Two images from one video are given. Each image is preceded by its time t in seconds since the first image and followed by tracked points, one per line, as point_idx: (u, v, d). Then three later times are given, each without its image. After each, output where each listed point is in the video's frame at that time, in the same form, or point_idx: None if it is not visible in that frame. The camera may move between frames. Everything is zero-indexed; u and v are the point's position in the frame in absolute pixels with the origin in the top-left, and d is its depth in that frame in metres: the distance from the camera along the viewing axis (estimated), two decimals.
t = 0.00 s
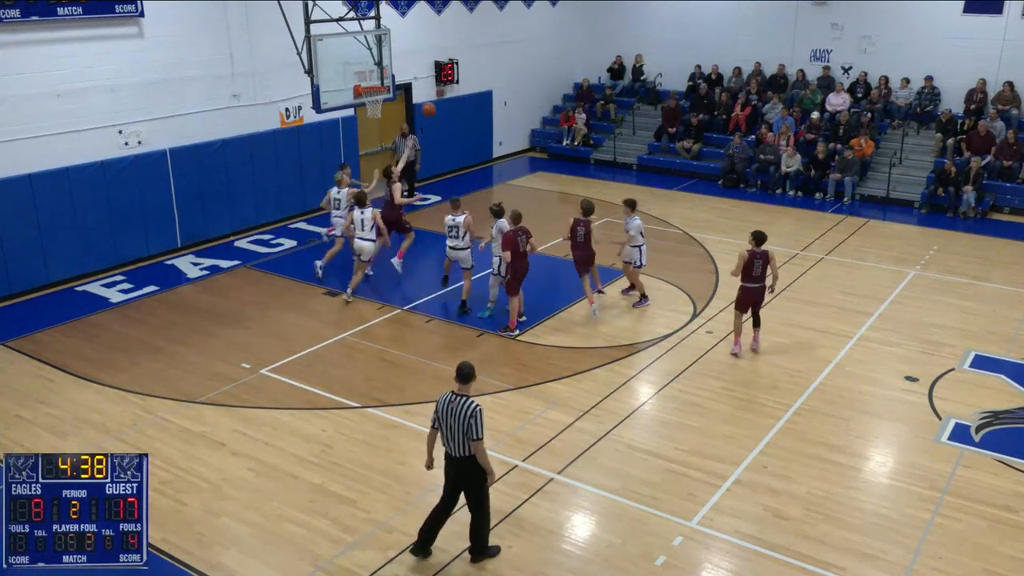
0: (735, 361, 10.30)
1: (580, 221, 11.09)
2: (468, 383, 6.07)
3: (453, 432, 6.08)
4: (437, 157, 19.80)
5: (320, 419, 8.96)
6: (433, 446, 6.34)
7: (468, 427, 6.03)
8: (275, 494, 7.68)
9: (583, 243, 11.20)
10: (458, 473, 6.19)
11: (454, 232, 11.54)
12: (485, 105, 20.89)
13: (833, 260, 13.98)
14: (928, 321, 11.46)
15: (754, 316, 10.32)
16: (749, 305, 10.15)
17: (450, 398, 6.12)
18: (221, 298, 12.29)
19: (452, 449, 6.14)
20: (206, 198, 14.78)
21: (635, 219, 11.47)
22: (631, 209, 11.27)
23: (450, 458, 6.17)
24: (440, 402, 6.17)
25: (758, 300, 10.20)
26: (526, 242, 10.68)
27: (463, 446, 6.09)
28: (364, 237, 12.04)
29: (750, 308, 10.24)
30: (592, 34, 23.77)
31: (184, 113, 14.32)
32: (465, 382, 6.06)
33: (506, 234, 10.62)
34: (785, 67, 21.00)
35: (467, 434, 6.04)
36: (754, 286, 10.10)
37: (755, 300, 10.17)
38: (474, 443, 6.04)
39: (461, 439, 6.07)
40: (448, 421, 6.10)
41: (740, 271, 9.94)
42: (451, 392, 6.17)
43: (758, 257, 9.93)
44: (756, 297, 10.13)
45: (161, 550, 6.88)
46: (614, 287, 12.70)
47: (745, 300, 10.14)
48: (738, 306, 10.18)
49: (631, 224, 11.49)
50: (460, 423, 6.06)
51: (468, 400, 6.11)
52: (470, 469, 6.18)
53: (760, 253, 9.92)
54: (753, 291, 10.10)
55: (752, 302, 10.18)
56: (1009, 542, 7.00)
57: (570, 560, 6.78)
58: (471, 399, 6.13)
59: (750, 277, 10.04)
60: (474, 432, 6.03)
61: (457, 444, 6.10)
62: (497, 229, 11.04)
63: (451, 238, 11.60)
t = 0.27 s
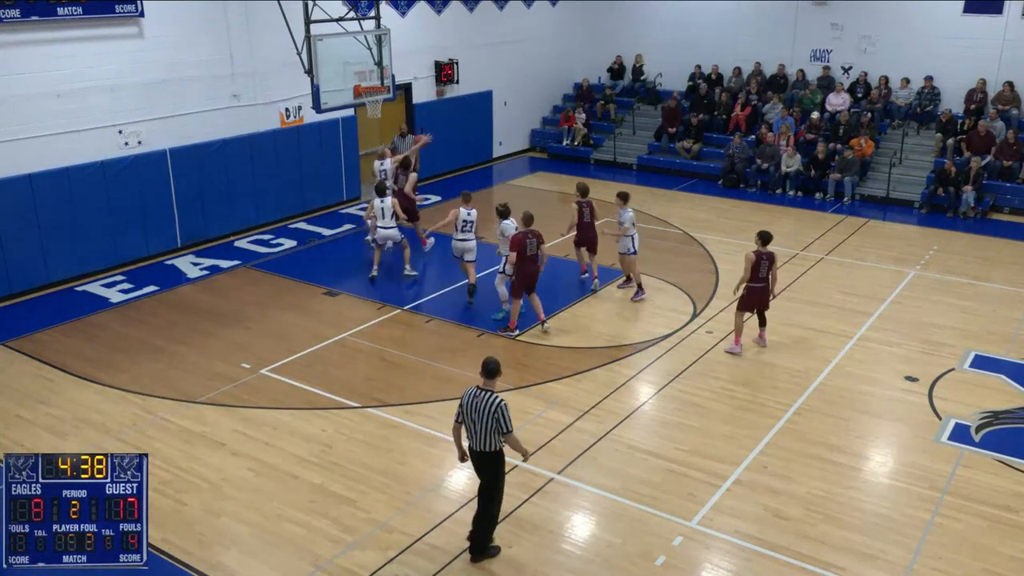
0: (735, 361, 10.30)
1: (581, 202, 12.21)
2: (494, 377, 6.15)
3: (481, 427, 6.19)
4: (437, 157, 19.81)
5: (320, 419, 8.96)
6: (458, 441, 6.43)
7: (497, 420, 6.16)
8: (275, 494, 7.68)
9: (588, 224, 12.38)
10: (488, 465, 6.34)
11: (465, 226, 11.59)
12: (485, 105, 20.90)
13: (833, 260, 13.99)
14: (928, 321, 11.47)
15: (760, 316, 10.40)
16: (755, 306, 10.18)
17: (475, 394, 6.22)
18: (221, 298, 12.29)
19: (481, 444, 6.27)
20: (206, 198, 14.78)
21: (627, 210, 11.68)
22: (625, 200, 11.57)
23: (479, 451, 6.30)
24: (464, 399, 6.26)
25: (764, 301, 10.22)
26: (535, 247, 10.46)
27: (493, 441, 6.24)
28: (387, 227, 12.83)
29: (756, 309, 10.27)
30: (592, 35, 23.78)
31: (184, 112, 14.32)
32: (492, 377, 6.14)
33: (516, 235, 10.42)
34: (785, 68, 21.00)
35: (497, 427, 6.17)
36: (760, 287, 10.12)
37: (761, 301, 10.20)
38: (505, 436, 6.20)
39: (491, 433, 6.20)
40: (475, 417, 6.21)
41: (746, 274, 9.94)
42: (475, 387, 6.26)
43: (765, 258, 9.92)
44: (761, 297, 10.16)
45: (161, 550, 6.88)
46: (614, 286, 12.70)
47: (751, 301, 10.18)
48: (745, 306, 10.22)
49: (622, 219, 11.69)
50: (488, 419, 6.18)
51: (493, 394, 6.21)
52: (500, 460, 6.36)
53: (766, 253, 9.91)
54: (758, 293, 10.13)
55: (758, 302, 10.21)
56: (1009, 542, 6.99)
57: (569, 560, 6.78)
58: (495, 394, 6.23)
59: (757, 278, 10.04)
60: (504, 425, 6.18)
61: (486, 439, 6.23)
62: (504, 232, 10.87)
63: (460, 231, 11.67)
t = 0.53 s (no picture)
0: (735, 361, 10.30)
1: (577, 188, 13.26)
2: (518, 374, 6.32)
3: (504, 422, 6.31)
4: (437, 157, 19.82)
5: (320, 419, 8.96)
6: (483, 437, 6.54)
7: (519, 416, 6.27)
8: (275, 494, 7.68)
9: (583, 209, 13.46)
10: (511, 463, 6.42)
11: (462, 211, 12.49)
12: (485, 106, 20.90)
13: (833, 260, 13.99)
14: (929, 321, 11.46)
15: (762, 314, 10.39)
16: (758, 304, 10.18)
17: (499, 390, 6.35)
18: (221, 298, 12.29)
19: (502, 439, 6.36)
20: (206, 198, 14.78)
21: (620, 203, 12.11)
22: (617, 192, 11.94)
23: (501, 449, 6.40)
24: (489, 395, 6.38)
25: (768, 300, 10.22)
26: (551, 248, 10.42)
27: (515, 437, 6.34)
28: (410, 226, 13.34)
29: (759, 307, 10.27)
30: (592, 35, 23.78)
31: (184, 112, 14.32)
32: (516, 373, 6.30)
33: (533, 235, 10.44)
34: (785, 68, 21.00)
35: (519, 423, 6.29)
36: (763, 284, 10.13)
37: (765, 299, 10.20)
38: (525, 432, 6.30)
39: (513, 429, 6.31)
40: (498, 412, 6.32)
41: (751, 271, 9.93)
42: (501, 384, 6.39)
43: (768, 256, 9.94)
44: (763, 295, 10.16)
45: (161, 550, 6.87)
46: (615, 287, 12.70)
47: (756, 299, 10.17)
48: (749, 306, 10.23)
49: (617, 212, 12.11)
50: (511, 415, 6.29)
51: (516, 390, 6.33)
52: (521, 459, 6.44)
53: (768, 250, 9.92)
54: (761, 290, 10.12)
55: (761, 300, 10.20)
56: (1009, 542, 6.99)
57: (569, 560, 6.77)
58: (518, 391, 6.35)
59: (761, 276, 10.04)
60: (525, 422, 6.29)
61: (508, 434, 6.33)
62: (505, 236, 10.79)
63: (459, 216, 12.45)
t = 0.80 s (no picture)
0: (736, 361, 10.30)
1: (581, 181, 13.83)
2: (539, 363, 6.41)
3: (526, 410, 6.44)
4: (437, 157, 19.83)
5: (320, 419, 8.96)
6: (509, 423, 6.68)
7: (539, 404, 6.38)
8: (276, 494, 7.68)
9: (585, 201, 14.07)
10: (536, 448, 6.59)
11: (459, 206, 12.95)
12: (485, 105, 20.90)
13: (833, 260, 13.99)
14: (929, 321, 11.46)
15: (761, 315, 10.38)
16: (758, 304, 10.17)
17: (520, 378, 6.46)
18: (221, 298, 12.29)
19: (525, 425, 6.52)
20: (206, 198, 14.77)
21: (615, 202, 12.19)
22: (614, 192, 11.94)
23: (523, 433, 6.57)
24: (511, 383, 6.51)
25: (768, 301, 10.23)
26: (562, 245, 10.36)
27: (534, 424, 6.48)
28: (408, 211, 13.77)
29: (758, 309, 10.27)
30: (593, 35, 23.77)
31: (184, 112, 14.32)
32: (536, 362, 6.40)
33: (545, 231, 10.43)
34: (785, 68, 21.00)
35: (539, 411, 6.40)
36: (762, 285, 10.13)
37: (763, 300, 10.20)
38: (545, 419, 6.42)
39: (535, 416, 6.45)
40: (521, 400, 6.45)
41: (751, 272, 9.94)
42: (523, 372, 6.50)
43: (766, 257, 9.95)
44: (762, 295, 10.15)
45: (161, 550, 6.88)
46: (615, 287, 12.70)
47: (756, 300, 10.17)
48: (750, 306, 10.21)
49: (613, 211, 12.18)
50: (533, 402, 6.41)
51: (538, 378, 6.43)
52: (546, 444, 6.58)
53: (766, 250, 9.93)
54: (761, 290, 10.12)
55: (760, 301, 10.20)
56: (1009, 542, 6.99)
57: (569, 560, 6.77)
58: (540, 378, 6.44)
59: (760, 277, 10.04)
60: (545, 409, 6.40)
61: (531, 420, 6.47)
62: (500, 236, 10.82)
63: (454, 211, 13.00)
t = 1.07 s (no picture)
0: (736, 361, 10.30)
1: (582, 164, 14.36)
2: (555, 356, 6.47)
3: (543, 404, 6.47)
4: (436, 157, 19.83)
5: (320, 419, 8.96)
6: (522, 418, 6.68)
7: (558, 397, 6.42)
8: (276, 494, 7.68)
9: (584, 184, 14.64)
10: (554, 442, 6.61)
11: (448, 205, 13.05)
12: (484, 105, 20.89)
13: (833, 260, 13.99)
14: (929, 321, 11.46)
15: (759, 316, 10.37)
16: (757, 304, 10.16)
17: (535, 372, 6.48)
18: (221, 298, 12.29)
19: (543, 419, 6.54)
20: (206, 198, 14.77)
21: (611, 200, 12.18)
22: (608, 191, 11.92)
23: (539, 427, 6.58)
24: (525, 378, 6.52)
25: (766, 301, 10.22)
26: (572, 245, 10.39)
27: (553, 417, 6.50)
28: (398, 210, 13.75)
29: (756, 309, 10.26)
30: (593, 35, 23.78)
31: (183, 112, 14.32)
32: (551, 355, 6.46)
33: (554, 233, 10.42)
34: (785, 68, 21.00)
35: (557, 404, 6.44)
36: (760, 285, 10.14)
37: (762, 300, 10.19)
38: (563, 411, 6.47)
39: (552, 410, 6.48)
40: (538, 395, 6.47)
41: (748, 273, 9.94)
42: (538, 366, 6.52)
43: (764, 258, 9.95)
44: (761, 296, 10.15)
45: (161, 550, 6.88)
46: (615, 287, 12.70)
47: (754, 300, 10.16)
48: (750, 307, 10.21)
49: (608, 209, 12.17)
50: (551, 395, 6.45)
51: (555, 371, 6.47)
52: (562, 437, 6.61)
53: (763, 251, 9.93)
54: (759, 291, 10.12)
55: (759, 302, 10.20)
56: (1009, 542, 6.99)
57: (569, 560, 6.77)
58: (556, 372, 6.49)
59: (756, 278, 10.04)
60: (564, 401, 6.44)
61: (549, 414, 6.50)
62: (496, 235, 10.82)
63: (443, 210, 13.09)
